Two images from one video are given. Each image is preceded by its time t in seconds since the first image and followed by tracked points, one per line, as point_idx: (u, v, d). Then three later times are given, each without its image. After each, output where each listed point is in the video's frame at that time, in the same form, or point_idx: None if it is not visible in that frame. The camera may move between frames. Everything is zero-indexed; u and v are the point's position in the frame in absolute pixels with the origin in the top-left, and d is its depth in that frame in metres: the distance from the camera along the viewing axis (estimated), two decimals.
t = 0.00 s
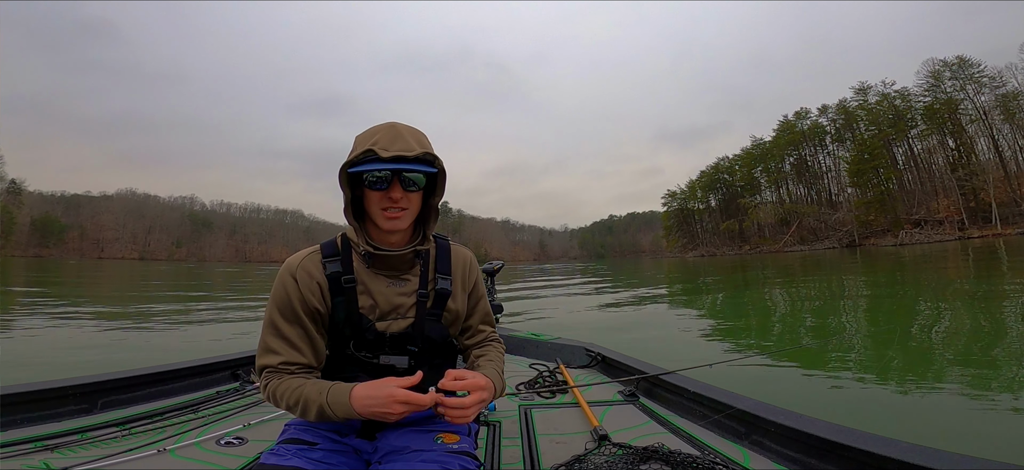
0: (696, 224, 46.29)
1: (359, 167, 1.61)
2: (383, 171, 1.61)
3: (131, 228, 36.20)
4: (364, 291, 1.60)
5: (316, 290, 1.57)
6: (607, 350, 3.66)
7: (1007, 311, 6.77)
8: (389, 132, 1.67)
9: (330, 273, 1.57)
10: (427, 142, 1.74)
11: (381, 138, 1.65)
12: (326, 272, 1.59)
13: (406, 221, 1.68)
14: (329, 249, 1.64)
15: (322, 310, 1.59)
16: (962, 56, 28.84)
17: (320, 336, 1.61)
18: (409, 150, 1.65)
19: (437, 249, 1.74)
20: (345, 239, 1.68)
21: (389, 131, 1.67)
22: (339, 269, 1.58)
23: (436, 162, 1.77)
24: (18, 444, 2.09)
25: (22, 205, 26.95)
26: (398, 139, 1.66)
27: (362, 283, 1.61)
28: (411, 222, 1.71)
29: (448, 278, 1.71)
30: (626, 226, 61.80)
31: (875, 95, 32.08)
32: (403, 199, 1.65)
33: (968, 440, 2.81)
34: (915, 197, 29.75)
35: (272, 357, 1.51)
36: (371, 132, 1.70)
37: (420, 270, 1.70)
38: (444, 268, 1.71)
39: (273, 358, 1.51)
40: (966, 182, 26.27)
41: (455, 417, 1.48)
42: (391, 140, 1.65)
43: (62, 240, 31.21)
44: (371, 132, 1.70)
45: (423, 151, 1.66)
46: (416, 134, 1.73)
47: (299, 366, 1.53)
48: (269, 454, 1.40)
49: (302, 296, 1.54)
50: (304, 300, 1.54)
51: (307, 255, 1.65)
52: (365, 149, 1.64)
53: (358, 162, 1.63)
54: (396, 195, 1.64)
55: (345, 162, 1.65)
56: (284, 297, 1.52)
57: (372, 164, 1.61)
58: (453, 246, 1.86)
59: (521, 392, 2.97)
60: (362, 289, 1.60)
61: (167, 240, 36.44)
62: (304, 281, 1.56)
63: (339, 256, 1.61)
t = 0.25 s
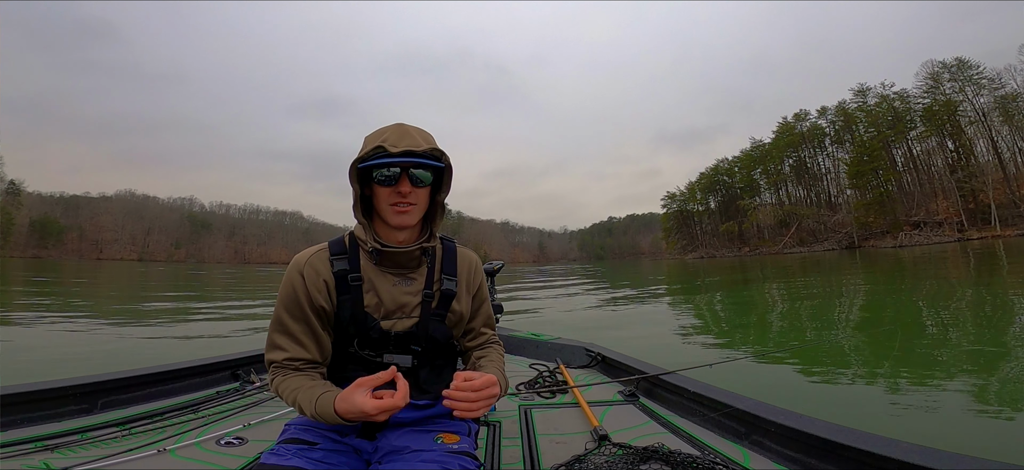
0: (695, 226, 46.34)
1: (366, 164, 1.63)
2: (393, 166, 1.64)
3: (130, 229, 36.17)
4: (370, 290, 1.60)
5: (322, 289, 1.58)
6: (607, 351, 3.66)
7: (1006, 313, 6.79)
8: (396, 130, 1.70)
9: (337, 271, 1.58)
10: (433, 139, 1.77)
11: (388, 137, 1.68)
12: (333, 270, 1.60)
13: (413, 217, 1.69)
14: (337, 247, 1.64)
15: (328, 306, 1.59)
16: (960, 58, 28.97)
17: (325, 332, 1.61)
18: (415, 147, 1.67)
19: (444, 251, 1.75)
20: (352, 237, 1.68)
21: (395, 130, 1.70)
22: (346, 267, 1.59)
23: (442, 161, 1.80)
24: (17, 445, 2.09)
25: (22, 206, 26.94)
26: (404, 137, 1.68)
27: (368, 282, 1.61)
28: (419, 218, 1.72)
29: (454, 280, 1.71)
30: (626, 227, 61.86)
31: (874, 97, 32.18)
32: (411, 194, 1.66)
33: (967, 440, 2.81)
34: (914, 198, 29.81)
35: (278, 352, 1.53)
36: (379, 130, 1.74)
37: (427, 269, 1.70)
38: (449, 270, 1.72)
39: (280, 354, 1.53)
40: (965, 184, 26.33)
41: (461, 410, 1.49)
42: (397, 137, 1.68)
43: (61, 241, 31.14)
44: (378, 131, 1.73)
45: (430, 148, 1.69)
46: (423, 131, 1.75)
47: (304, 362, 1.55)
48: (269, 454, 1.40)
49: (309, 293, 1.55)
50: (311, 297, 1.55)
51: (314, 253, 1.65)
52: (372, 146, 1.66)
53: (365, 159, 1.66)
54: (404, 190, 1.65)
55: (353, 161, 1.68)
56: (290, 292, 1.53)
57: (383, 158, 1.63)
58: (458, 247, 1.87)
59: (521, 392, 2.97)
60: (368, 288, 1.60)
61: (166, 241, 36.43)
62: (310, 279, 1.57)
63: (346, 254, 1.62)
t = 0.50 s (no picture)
0: (694, 227, 46.32)
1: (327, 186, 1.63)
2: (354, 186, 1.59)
3: (129, 228, 36.13)
4: (371, 290, 1.62)
5: (322, 287, 1.61)
6: (607, 351, 3.66)
7: (1005, 315, 6.80)
8: (359, 143, 1.63)
9: (339, 269, 1.61)
10: (400, 144, 1.64)
11: (352, 153, 1.63)
12: (336, 267, 1.62)
13: (386, 231, 1.64)
14: (339, 246, 1.67)
15: (331, 302, 1.62)
16: (960, 60, 28.98)
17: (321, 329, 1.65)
18: (375, 162, 1.58)
19: (447, 252, 1.75)
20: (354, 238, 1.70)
21: (360, 142, 1.63)
22: (347, 265, 1.62)
23: (415, 160, 1.66)
24: (18, 445, 2.09)
25: (20, 205, 26.91)
26: (366, 150, 1.60)
27: (369, 278, 1.63)
28: (399, 228, 1.66)
29: (456, 278, 1.70)
30: (625, 229, 61.84)
31: (873, 99, 32.20)
32: (377, 212, 1.61)
33: (967, 440, 2.81)
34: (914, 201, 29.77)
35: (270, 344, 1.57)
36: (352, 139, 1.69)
37: (428, 268, 1.70)
38: (453, 269, 1.70)
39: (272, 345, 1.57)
40: (964, 186, 26.34)
41: (467, 407, 1.49)
42: (361, 153, 1.61)
43: (59, 240, 31.08)
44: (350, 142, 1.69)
45: (387, 163, 1.58)
46: (389, 136, 1.64)
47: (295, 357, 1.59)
48: (270, 453, 1.40)
49: (306, 290, 1.59)
50: (307, 294, 1.59)
51: (317, 250, 1.69)
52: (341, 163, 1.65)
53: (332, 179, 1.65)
54: (370, 209, 1.60)
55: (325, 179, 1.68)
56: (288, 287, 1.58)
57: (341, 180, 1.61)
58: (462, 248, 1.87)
59: (521, 392, 2.97)
60: (369, 287, 1.62)
61: (165, 241, 36.39)
62: (308, 276, 1.61)
63: (348, 253, 1.64)
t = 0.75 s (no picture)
0: (693, 228, 46.33)
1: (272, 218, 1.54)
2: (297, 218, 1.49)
3: (127, 227, 36.04)
4: (350, 302, 1.60)
5: (297, 299, 1.62)
6: (607, 351, 3.66)
7: (1003, 315, 6.82)
8: (302, 169, 1.50)
9: (315, 280, 1.59)
10: (343, 167, 1.48)
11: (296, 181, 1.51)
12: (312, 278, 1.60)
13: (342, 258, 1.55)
14: (317, 256, 1.65)
15: (311, 313, 1.64)
16: (960, 61, 29.03)
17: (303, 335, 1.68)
18: (317, 192, 1.46)
19: (429, 259, 1.67)
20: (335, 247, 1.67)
21: (301, 168, 1.50)
22: (324, 276, 1.59)
23: (369, 171, 1.52)
24: (17, 445, 2.08)
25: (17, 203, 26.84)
26: (309, 177, 1.48)
27: (347, 290, 1.62)
28: (363, 248, 1.54)
29: (439, 286, 1.64)
30: (624, 229, 61.85)
31: (873, 100, 32.22)
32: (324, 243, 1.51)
33: (967, 440, 2.81)
34: (912, 201, 29.79)
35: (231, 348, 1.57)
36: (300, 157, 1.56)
37: (410, 277, 1.64)
38: (435, 276, 1.64)
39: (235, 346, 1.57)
40: (963, 187, 26.38)
41: (457, 424, 1.46)
42: (303, 180, 1.49)
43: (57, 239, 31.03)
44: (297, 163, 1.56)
45: (326, 196, 1.43)
46: (330, 159, 1.48)
47: (261, 365, 1.61)
48: (276, 452, 1.41)
49: (280, 299, 1.61)
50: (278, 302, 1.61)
51: (296, 261, 1.68)
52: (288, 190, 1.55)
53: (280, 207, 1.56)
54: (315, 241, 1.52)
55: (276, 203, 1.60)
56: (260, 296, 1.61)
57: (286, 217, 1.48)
58: (448, 248, 1.79)
59: (521, 392, 2.97)
60: (348, 298, 1.61)
61: (163, 239, 36.36)
62: (282, 285, 1.62)
63: (324, 264, 1.61)
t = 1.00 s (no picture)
0: (691, 227, 46.34)
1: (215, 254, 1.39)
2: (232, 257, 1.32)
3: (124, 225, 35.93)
4: (328, 318, 1.51)
5: (272, 317, 1.54)
6: (607, 351, 3.66)
7: (1000, 314, 6.84)
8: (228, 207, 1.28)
9: (289, 295, 1.50)
10: (273, 209, 1.25)
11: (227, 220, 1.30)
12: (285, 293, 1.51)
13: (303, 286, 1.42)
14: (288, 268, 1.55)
15: (291, 328, 1.57)
16: (959, 60, 29.02)
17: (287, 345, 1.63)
18: (248, 238, 1.25)
19: (405, 268, 1.52)
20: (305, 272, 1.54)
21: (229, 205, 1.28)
22: (296, 290, 1.50)
23: (312, 202, 1.28)
24: (17, 445, 2.08)
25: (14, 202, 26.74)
26: (237, 219, 1.25)
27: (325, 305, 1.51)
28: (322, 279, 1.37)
29: (419, 296, 1.51)
30: (622, 228, 61.88)
31: (871, 99, 32.23)
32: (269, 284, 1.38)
33: (964, 440, 2.83)
34: (910, 201, 29.82)
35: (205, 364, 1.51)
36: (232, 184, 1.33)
37: (387, 288, 1.50)
38: (415, 286, 1.50)
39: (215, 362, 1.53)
40: (961, 187, 26.39)
41: (460, 444, 1.40)
42: (233, 219, 1.27)
43: (54, 238, 30.94)
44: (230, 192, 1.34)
45: (256, 246, 1.23)
46: (256, 199, 1.24)
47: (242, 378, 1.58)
48: (277, 453, 1.43)
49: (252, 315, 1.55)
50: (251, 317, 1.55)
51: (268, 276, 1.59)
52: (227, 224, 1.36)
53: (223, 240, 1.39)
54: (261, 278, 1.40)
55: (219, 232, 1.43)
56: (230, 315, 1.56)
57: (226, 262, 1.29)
58: (429, 251, 1.61)
59: (521, 392, 2.97)
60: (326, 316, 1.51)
61: (161, 238, 36.33)
62: (253, 302, 1.54)
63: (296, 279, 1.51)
